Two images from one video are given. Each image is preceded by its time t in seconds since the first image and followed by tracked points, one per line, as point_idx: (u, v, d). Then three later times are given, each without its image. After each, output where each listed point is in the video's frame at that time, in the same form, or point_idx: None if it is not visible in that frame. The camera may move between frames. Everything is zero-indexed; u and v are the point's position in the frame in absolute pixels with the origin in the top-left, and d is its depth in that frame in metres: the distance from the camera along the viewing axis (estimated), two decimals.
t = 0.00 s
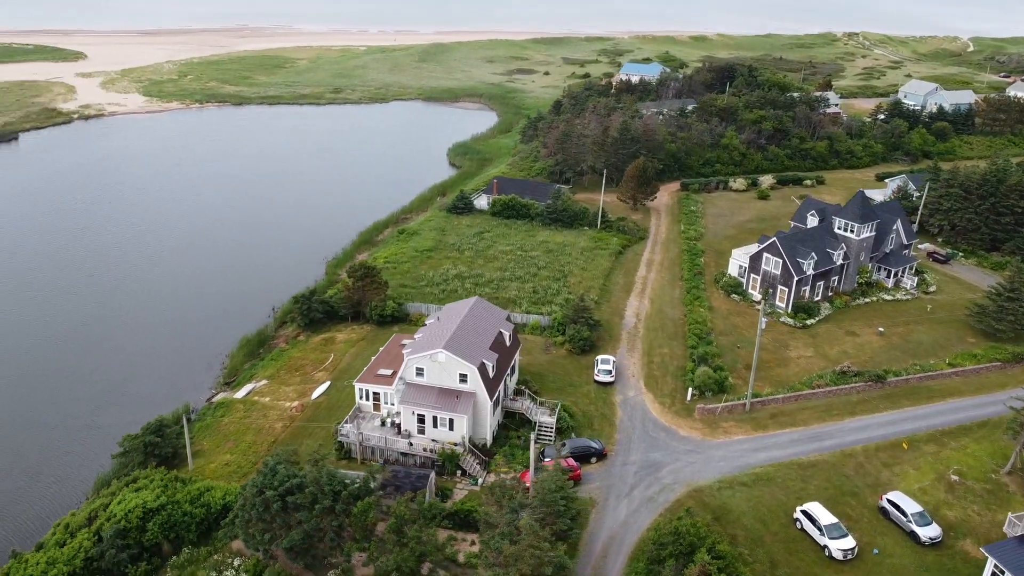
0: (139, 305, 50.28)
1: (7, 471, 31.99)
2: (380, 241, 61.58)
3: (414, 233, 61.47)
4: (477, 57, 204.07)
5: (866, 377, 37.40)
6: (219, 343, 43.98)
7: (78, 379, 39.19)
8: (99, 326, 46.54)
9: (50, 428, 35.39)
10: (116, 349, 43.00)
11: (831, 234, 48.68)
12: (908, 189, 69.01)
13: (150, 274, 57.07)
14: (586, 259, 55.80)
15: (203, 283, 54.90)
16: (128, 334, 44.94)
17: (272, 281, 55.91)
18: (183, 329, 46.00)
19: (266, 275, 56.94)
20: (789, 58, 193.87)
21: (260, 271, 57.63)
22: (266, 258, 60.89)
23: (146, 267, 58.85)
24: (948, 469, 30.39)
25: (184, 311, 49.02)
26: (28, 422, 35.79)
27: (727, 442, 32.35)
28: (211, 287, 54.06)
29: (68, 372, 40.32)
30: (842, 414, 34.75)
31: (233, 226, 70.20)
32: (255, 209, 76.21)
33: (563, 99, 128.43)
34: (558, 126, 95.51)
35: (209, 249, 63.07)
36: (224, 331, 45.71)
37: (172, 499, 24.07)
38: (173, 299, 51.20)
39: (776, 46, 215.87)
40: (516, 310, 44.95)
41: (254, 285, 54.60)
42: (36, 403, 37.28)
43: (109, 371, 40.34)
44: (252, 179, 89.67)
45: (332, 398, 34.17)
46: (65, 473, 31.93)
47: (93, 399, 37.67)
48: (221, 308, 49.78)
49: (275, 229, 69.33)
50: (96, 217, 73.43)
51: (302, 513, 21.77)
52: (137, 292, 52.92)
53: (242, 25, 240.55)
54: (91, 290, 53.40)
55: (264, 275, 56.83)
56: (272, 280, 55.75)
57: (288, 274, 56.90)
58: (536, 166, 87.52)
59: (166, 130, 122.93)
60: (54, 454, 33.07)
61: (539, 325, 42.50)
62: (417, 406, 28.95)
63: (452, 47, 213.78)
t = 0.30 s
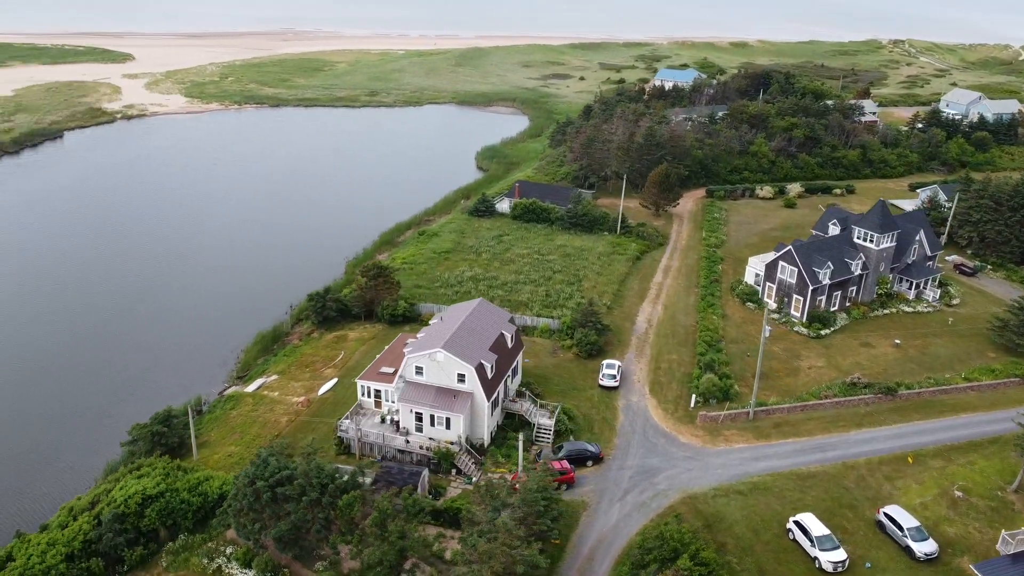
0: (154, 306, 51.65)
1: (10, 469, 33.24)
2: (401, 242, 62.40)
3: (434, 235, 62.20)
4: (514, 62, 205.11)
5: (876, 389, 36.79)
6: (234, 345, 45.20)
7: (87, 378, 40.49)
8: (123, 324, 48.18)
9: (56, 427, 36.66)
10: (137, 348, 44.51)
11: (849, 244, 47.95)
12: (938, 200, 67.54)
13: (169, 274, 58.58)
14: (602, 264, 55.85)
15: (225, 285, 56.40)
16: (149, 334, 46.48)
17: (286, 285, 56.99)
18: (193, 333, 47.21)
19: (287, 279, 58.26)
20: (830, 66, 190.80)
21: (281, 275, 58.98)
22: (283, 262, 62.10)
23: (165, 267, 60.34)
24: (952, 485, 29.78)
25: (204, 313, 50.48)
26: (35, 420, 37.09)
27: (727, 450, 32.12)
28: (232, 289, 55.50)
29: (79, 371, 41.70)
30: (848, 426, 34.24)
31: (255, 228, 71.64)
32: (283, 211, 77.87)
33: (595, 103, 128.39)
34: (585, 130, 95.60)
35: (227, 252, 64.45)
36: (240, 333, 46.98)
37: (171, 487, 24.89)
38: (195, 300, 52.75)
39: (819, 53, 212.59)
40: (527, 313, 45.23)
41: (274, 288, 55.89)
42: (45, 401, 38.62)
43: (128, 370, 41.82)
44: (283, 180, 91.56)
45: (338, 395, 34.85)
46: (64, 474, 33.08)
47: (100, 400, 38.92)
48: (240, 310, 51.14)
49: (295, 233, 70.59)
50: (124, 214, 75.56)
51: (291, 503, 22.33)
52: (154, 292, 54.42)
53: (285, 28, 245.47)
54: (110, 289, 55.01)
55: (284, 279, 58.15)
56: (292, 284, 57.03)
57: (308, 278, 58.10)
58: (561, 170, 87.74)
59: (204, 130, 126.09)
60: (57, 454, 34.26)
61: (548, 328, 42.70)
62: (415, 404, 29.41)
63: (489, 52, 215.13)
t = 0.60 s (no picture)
0: (166, 303, 52.62)
1: (7, 463, 34.11)
2: (421, 243, 63.16)
3: (454, 237, 62.89)
4: (550, 67, 205.45)
5: (885, 401, 36.20)
6: (248, 343, 46.22)
7: (91, 373, 41.33)
8: (144, 319, 49.58)
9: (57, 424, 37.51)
10: (154, 345, 45.76)
11: (867, 254, 47.19)
12: (968, 211, 65.98)
13: (190, 271, 59.94)
14: (618, 269, 55.84)
15: (245, 282, 57.66)
16: (166, 331, 47.72)
17: (298, 286, 57.58)
18: (200, 331, 47.93)
19: (305, 279, 59.28)
20: (872, 73, 187.29)
21: (300, 274, 60.03)
22: (297, 262, 62.81)
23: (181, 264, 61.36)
24: (955, 501, 29.22)
25: (222, 311, 51.66)
26: (37, 416, 38.03)
27: (726, 458, 31.96)
28: (251, 287, 56.65)
29: (93, 366, 42.90)
30: (853, 437, 33.77)
31: (279, 227, 73.03)
32: (308, 210, 79.24)
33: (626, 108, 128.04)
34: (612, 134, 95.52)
35: (242, 251, 65.30)
36: (254, 332, 47.98)
37: (172, 475, 25.71)
38: (214, 298, 54.03)
39: (862, 61, 208.60)
40: (538, 316, 45.54)
41: (292, 288, 56.86)
42: (58, 396, 39.81)
43: (144, 367, 43.05)
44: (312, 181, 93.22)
45: (344, 391, 35.55)
46: (60, 469, 33.86)
47: (102, 397, 39.74)
48: (257, 309, 52.20)
49: (312, 233, 71.33)
50: (153, 212, 77.53)
51: (281, 495, 22.92)
52: (172, 289, 55.69)
53: (327, 32, 249.52)
54: (125, 286, 56.19)
55: (303, 279, 59.17)
56: (310, 283, 57.98)
57: (326, 279, 59.03)
58: (586, 175, 87.84)
59: (240, 131, 128.91)
60: (54, 449, 35.06)
61: (557, 332, 42.89)
62: (413, 402, 29.90)
63: (525, 57, 215.70)
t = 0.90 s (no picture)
0: (186, 302, 54.01)
1: (8, 462, 35.01)
2: (440, 245, 63.84)
3: (473, 239, 63.40)
4: (584, 72, 205.17)
5: (893, 413, 35.60)
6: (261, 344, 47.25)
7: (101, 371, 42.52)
8: (163, 317, 51.05)
9: (61, 424, 38.47)
10: (172, 343, 47.13)
11: (885, 264, 46.38)
12: (998, 222, 64.29)
13: (213, 269, 61.39)
14: (633, 274, 55.76)
15: (264, 283, 58.88)
16: (184, 331, 49.06)
17: (311, 288, 58.35)
18: (213, 332, 49.08)
19: (323, 280, 60.28)
20: (914, 81, 183.26)
21: (318, 275, 61.06)
22: (315, 263, 63.82)
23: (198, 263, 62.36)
24: (956, 517, 28.64)
25: (239, 310, 52.87)
26: (44, 415, 39.05)
27: (723, 465, 31.76)
28: (269, 288, 57.82)
29: (111, 364, 44.40)
30: (857, 449, 33.28)
31: (303, 227, 74.31)
32: (333, 211, 80.50)
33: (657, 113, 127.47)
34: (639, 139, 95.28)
35: (259, 252, 66.18)
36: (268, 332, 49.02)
37: (172, 464, 26.55)
38: (233, 297, 55.32)
39: (905, 68, 204.19)
40: (548, 319, 45.77)
41: (309, 289, 57.90)
42: (75, 392, 41.34)
43: (160, 365, 44.39)
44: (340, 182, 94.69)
45: (348, 388, 36.21)
46: (68, 463, 35.07)
47: (117, 394, 41.11)
48: (273, 309, 53.29)
49: (330, 234, 72.07)
50: (182, 209, 79.51)
51: (271, 487, 23.56)
52: (194, 287, 57.12)
53: (366, 36, 253.01)
54: (147, 283, 57.74)
55: (320, 280, 60.14)
56: (327, 285, 58.97)
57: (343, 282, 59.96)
58: (611, 179, 87.74)
59: (275, 132, 131.48)
60: (55, 450, 35.95)
61: (565, 335, 43.05)
62: (411, 401, 30.38)
63: (560, 61, 215.83)
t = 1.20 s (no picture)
0: (204, 298, 55.26)
1: (18, 453, 36.14)
2: (459, 246, 64.43)
3: (492, 241, 63.84)
4: (620, 76, 204.47)
5: (900, 426, 34.99)
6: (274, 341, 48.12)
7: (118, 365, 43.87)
8: (182, 313, 52.38)
9: (68, 420, 39.20)
10: (188, 339, 48.33)
11: (903, 274, 45.54)
12: None
13: (234, 267, 62.71)
14: (648, 279, 55.62)
15: (282, 281, 59.93)
16: (200, 327, 50.23)
17: (328, 287, 59.19)
18: (228, 329, 50.14)
19: (340, 279, 61.13)
20: (959, 89, 178.83)
21: (336, 275, 61.93)
22: (334, 263, 64.71)
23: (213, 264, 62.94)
24: (955, 533, 28.10)
25: (256, 308, 53.94)
26: (60, 406, 40.42)
27: (721, 473, 31.57)
28: (287, 286, 58.84)
29: (128, 358, 45.73)
30: (860, 461, 32.81)
31: (326, 226, 75.49)
32: (357, 211, 81.58)
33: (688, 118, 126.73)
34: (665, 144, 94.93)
35: (274, 254, 66.59)
36: (282, 330, 49.92)
37: (173, 454, 27.37)
38: (251, 295, 56.47)
39: (950, 76, 199.32)
40: (557, 322, 45.96)
41: (325, 288, 58.78)
42: (93, 384, 42.71)
43: (175, 360, 45.57)
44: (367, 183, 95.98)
45: (354, 385, 36.89)
46: (79, 454, 36.29)
47: (131, 388, 42.32)
48: (289, 308, 54.18)
49: (348, 235, 72.52)
50: (211, 207, 81.41)
51: (262, 479, 24.20)
52: (214, 285, 58.42)
53: (405, 40, 255.92)
54: (170, 280, 59.28)
55: (338, 280, 60.96)
56: (344, 285, 59.79)
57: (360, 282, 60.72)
58: (636, 184, 87.53)
59: (308, 133, 133.84)
60: (64, 443, 36.96)
61: (573, 338, 43.18)
62: (409, 399, 30.85)
63: (596, 66, 215.55)
